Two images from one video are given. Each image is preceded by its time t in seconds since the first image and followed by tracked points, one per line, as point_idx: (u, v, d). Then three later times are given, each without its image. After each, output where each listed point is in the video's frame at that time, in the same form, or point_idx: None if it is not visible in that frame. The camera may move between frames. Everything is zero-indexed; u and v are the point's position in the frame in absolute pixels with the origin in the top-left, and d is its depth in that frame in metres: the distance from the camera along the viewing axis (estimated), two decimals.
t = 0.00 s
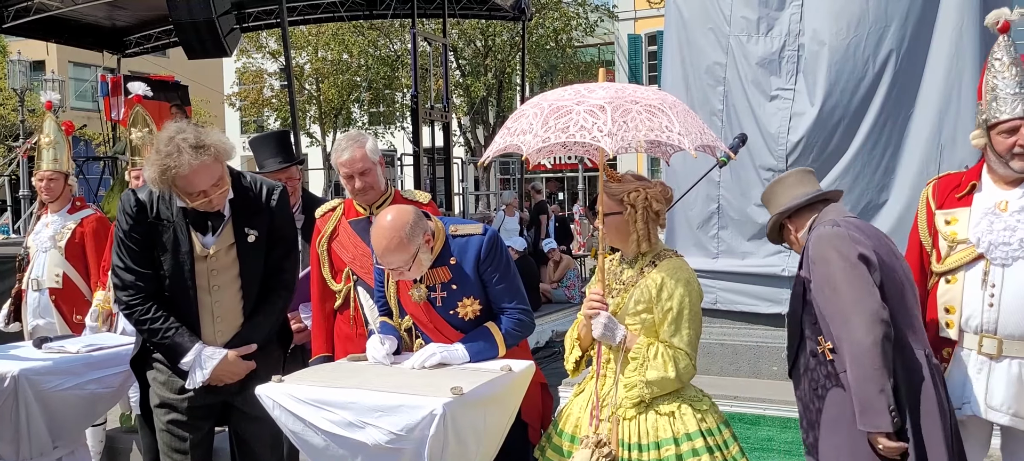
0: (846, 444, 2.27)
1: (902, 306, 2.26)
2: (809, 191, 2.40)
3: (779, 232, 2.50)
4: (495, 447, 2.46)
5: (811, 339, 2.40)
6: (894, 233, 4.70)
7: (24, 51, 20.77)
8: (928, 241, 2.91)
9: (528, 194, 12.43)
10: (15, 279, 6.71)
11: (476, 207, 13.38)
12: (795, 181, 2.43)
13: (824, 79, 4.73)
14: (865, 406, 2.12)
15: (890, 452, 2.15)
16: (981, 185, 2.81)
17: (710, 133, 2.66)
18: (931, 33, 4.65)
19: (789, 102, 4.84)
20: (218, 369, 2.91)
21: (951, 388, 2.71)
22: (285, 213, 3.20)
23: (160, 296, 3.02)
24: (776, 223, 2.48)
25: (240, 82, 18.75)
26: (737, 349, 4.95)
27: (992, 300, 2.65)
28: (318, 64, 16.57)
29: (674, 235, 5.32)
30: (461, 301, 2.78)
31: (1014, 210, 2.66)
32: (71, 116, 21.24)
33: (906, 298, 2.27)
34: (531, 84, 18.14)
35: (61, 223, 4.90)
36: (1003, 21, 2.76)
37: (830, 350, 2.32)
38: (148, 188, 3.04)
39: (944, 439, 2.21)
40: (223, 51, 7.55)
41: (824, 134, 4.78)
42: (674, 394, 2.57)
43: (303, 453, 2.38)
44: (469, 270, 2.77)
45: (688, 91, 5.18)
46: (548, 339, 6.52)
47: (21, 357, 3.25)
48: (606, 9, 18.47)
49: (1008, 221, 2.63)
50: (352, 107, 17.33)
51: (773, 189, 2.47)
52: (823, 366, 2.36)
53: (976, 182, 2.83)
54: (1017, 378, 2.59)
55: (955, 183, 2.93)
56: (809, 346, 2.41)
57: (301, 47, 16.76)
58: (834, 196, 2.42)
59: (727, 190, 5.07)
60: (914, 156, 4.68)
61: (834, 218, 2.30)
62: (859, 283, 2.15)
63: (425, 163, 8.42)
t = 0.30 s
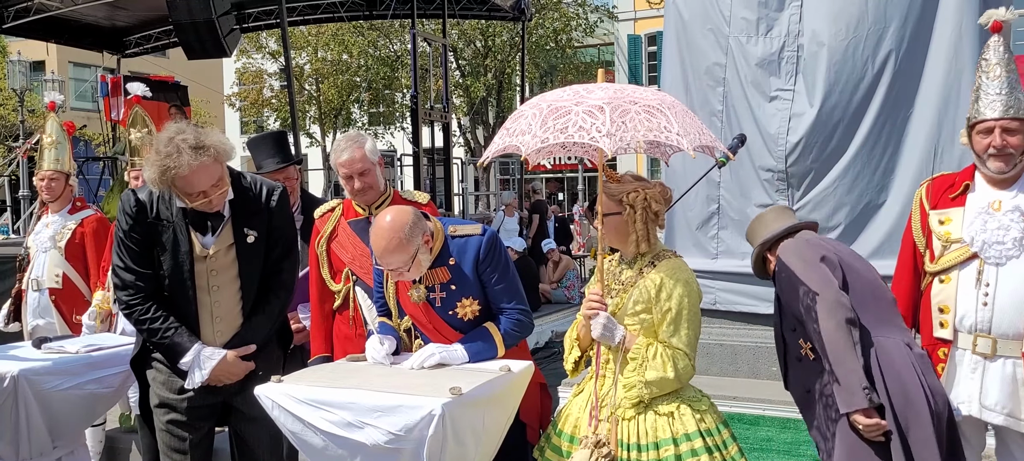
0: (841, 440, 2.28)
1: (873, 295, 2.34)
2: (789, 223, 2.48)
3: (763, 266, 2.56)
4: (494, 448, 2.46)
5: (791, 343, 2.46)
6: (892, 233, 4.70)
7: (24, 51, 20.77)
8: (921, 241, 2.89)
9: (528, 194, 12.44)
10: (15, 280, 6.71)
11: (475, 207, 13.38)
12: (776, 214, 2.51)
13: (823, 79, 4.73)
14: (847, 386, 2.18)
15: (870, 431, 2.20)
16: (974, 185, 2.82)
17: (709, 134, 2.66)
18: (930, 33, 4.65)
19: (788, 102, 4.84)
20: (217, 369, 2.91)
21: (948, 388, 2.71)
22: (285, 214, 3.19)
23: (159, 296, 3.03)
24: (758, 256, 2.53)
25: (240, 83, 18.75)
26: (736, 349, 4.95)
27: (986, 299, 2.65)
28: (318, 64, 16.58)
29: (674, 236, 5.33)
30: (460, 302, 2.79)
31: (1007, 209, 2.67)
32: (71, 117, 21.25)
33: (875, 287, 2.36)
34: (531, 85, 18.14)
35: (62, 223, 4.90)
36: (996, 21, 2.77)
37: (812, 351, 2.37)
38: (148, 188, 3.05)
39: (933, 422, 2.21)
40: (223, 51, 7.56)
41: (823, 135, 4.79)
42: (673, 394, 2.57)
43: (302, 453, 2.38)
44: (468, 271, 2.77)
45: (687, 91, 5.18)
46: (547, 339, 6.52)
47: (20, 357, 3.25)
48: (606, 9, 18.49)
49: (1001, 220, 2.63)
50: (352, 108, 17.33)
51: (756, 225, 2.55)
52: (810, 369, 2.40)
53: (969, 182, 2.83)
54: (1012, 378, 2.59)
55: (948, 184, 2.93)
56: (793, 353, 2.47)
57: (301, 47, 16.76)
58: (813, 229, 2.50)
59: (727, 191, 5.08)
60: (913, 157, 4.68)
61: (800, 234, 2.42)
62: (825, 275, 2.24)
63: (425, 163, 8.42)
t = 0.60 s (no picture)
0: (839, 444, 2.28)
1: (855, 300, 2.37)
2: (780, 250, 2.51)
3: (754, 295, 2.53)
4: (492, 449, 2.46)
5: (782, 356, 2.43)
6: (891, 234, 4.69)
7: (23, 52, 20.75)
8: (919, 243, 2.91)
9: (527, 195, 12.45)
10: (14, 281, 6.71)
11: (475, 208, 13.38)
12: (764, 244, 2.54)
13: (822, 80, 4.73)
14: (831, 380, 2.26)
15: (858, 427, 2.22)
16: (971, 187, 2.82)
17: (706, 135, 2.66)
18: (928, 34, 4.65)
19: (787, 103, 4.84)
20: (216, 369, 2.91)
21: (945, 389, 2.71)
22: (285, 215, 3.19)
23: (159, 296, 3.03)
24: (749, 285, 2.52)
25: (239, 83, 18.74)
26: (735, 350, 4.95)
27: (981, 301, 2.65)
28: (318, 64, 16.60)
29: (673, 236, 5.33)
30: (459, 302, 2.78)
31: (1002, 211, 2.66)
32: (70, 118, 21.24)
33: (856, 293, 2.40)
34: (531, 86, 18.14)
35: (61, 224, 4.89)
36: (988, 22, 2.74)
37: (803, 360, 2.36)
38: (147, 188, 3.05)
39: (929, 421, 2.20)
40: (222, 52, 7.55)
41: (822, 135, 4.78)
42: (671, 395, 2.57)
43: (301, 454, 2.38)
44: (466, 272, 2.78)
45: (687, 92, 5.18)
46: (546, 340, 6.52)
47: (19, 357, 3.25)
48: (605, 10, 18.50)
49: (998, 221, 2.62)
50: (352, 108, 17.33)
51: (744, 255, 2.58)
52: (804, 379, 2.38)
53: (966, 184, 2.83)
54: (1009, 380, 2.59)
55: (946, 184, 2.94)
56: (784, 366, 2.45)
57: (301, 48, 16.77)
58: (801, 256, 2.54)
59: (727, 191, 5.08)
60: (912, 158, 4.67)
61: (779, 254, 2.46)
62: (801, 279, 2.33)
63: (424, 163, 8.42)
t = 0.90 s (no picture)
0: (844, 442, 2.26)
1: (853, 302, 2.38)
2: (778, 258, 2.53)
3: (752, 304, 2.53)
4: (490, 450, 2.45)
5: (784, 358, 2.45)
6: (890, 235, 4.70)
7: (22, 52, 20.74)
8: (919, 244, 2.91)
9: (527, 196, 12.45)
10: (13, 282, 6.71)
11: (474, 209, 13.38)
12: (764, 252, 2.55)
13: (821, 82, 4.74)
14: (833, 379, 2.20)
15: (864, 425, 2.19)
16: (971, 188, 2.82)
17: (704, 137, 2.66)
18: (927, 36, 4.66)
19: (786, 104, 4.84)
20: (216, 370, 2.90)
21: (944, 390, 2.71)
22: (285, 216, 3.20)
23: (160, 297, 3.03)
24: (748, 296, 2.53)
25: (239, 84, 18.74)
26: (735, 352, 4.96)
27: (981, 303, 2.65)
28: (318, 65, 16.61)
29: (673, 238, 5.33)
30: (457, 304, 2.79)
31: (1001, 212, 2.67)
32: (69, 119, 21.23)
33: (854, 296, 2.43)
34: (530, 87, 18.14)
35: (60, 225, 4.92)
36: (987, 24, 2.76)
37: (807, 361, 2.37)
38: (149, 188, 3.05)
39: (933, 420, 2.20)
40: (221, 53, 7.56)
41: (821, 137, 4.79)
42: (670, 397, 2.57)
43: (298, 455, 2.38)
44: (465, 273, 2.78)
45: (686, 93, 5.18)
46: (546, 340, 6.52)
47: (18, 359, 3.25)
48: (605, 11, 18.49)
49: (997, 223, 2.63)
50: (351, 109, 17.34)
51: (744, 264, 2.59)
52: (807, 380, 2.40)
53: (965, 185, 2.84)
54: (1007, 382, 2.59)
55: (946, 186, 2.93)
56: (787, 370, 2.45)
57: (300, 49, 16.78)
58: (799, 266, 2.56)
59: (727, 193, 5.08)
60: (911, 159, 4.68)
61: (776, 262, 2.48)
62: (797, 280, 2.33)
63: (423, 164, 8.42)
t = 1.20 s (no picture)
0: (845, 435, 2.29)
1: (870, 291, 2.41)
2: (785, 228, 2.53)
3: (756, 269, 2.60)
4: (486, 451, 2.46)
5: (792, 342, 2.47)
6: (888, 236, 4.70)
7: (20, 52, 20.69)
8: (918, 246, 2.91)
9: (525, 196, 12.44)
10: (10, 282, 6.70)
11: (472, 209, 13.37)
12: (770, 219, 2.56)
13: (818, 83, 4.73)
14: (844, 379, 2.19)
15: (874, 425, 2.19)
16: (968, 190, 2.82)
17: (701, 138, 2.66)
18: (923, 37, 4.66)
19: (783, 105, 4.84)
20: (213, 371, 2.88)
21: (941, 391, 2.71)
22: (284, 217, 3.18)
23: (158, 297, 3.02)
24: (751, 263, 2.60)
25: (237, 84, 18.72)
26: (733, 352, 4.96)
27: (978, 304, 2.65)
28: (316, 66, 16.60)
29: (670, 239, 5.33)
30: (454, 305, 2.78)
31: (997, 214, 2.67)
32: (67, 119, 21.19)
33: (871, 283, 2.44)
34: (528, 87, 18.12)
35: (58, 226, 4.95)
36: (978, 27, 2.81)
37: (816, 349, 2.38)
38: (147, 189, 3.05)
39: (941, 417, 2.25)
40: (218, 53, 7.55)
41: (818, 138, 4.79)
42: (666, 398, 2.56)
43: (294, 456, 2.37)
44: (461, 274, 2.77)
45: (683, 94, 5.17)
46: (544, 341, 6.52)
47: (14, 360, 3.25)
48: (603, 11, 18.48)
49: (994, 224, 2.63)
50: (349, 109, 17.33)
51: (750, 228, 2.61)
52: (814, 367, 2.42)
53: (962, 187, 2.84)
54: (1004, 384, 2.59)
55: (944, 187, 2.93)
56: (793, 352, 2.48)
57: (298, 49, 16.76)
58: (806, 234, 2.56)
59: (725, 193, 5.08)
60: (908, 161, 4.68)
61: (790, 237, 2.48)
62: (813, 271, 2.30)
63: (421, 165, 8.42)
